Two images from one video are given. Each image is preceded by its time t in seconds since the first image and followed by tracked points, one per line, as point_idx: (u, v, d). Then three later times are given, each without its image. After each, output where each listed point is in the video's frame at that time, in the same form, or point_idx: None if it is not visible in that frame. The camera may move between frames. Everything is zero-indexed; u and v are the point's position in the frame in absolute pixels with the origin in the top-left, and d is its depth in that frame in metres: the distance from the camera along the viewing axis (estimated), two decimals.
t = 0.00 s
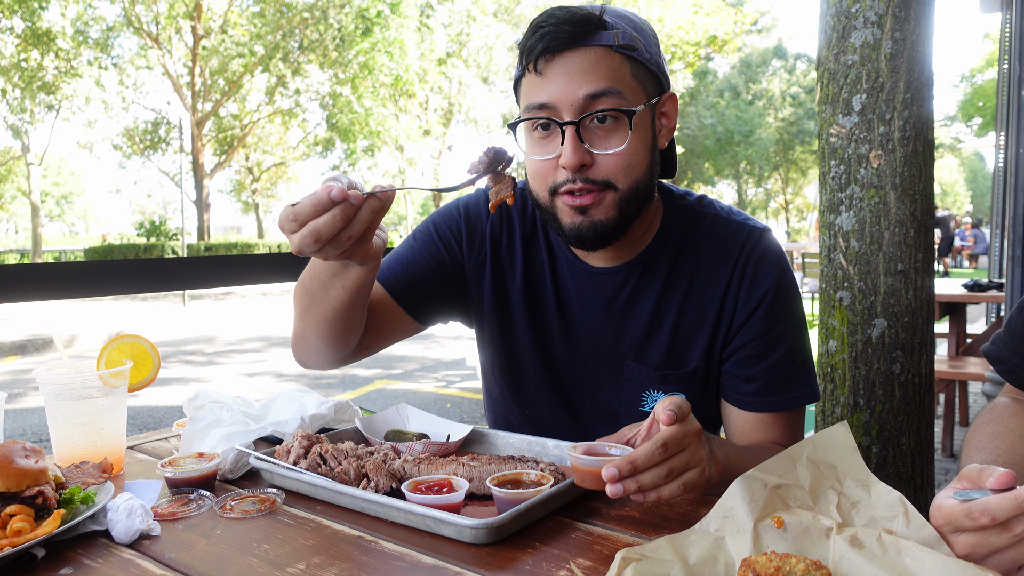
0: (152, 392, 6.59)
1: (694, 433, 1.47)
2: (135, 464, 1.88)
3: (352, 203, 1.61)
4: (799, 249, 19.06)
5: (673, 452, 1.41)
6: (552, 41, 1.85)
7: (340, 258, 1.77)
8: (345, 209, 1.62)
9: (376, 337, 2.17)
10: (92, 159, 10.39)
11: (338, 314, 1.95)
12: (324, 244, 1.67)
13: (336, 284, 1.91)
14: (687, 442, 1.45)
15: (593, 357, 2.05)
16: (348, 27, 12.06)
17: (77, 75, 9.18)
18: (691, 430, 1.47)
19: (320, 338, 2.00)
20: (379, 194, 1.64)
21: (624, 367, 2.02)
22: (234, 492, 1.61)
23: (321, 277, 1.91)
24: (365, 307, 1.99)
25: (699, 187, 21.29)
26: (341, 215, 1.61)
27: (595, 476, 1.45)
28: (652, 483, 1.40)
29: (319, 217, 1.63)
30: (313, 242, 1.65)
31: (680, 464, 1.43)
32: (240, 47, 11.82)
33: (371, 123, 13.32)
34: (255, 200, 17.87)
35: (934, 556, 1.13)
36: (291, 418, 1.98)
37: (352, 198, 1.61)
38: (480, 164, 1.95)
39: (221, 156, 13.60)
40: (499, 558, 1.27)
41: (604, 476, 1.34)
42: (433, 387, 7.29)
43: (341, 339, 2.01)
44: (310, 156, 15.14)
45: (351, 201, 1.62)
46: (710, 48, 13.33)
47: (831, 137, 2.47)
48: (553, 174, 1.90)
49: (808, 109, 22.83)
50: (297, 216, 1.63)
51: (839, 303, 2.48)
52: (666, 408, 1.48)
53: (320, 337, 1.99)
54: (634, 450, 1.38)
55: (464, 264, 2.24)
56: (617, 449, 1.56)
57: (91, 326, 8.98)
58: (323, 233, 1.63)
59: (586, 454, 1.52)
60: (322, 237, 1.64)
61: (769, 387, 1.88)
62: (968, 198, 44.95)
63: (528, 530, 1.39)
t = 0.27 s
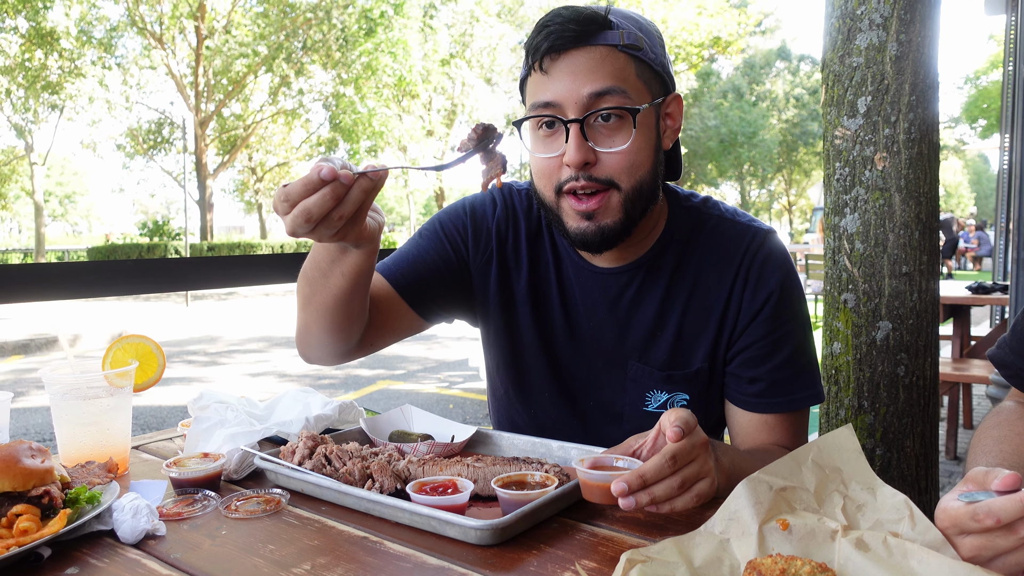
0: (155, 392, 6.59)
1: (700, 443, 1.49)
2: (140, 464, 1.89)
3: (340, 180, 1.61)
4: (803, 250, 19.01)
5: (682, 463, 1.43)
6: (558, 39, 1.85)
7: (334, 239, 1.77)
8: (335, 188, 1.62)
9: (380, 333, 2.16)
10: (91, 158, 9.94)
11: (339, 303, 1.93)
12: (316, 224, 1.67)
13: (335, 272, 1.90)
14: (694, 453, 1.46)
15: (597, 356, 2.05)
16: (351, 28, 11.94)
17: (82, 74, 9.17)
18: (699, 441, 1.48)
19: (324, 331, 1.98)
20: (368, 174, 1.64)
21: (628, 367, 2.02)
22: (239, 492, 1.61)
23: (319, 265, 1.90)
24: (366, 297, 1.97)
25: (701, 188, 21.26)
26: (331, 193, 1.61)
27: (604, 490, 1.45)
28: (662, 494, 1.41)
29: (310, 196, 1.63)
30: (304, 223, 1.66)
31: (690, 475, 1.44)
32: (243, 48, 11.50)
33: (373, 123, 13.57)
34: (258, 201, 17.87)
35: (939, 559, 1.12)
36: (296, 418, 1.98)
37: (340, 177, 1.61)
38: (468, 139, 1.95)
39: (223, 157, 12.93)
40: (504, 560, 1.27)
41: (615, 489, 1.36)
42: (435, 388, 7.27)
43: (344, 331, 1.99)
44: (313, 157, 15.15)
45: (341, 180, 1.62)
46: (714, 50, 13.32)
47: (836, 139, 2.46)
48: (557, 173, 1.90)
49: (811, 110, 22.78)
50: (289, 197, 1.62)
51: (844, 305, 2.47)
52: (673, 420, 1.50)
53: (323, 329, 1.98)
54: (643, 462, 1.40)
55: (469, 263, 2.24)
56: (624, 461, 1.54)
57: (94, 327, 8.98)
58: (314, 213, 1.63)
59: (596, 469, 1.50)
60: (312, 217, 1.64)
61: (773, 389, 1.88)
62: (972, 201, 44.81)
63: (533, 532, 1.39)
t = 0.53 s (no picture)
0: (152, 391, 6.60)
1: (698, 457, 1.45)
2: (138, 462, 1.89)
3: (335, 170, 1.59)
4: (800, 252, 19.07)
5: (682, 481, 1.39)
6: (558, 39, 1.85)
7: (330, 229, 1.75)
8: (330, 177, 1.59)
9: (380, 329, 2.16)
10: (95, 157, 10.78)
11: (337, 296, 1.93)
12: (312, 214, 1.65)
13: (333, 264, 1.89)
14: (693, 468, 1.42)
15: (595, 356, 2.05)
16: (351, 27, 11.93)
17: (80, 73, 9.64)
18: (697, 455, 1.44)
19: (324, 326, 1.98)
20: (362, 164, 1.61)
21: (626, 367, 2.02)
22: (237, 491, 1.62)
23: (318, 257, 1.89)
24: (364, 289, 1.97)
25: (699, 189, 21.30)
26: (326, 183, 1.59)
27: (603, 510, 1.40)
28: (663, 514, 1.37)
29: (305, 185, 1.61)
30: (300, 212, 1.64)
31: (689, 491, 1.40)
32: (243, 47, 11.90)
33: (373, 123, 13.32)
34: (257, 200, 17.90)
35: (932, 560, 1.13)
36: (294, 418, 1.98)
37: (334, 166, 1.59)
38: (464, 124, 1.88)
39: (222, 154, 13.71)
40: (500, 560, 1.28)
41: (614, 512, 1.31)
42: (433, 388, 7.28)
43: (344, 325, 1.99)
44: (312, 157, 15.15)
45: (336, 170, 1.59)
46: (713, 51, 13.34)
47: (834, 141, 2.47)
48: (556, 171, 1.90)
49: (810, 112, 22.84)
50: (283, 186, 1.60)
51: (840, 307, 2.48)
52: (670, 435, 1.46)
53: (322, 324, 1.97)
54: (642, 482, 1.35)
55: (469, 261, 2.25)
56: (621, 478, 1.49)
57: (91, 325, 9.00)
58: (310, 202, 1.61)
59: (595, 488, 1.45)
60: (307, 205, 1.62)
61: (771, 390, 1.88)
62: (971, 203, 44.88)
63: (529, 532, 1.39)
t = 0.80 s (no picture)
0: (150, 394, 6.61)
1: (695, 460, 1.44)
2: (135, 466, 1.89)
3: (320, 164, 1.59)
4: (798, 253, 19.05)
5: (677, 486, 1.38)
6: (550, 45, 1.87)
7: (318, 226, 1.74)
8: (316, 172, 1.59)
9: (378, 332, 2.16)
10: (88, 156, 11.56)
11: (331, 296, 1.93)
12: (299, 209, 1.65)
13: (326, 263, 1.89)
14: (689, 472, 1.42)
15: (592, 356, 2.06)
16: (348, 29, 12.19)
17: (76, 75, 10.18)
18: (694, 458, 1.43)
19: (320, 327, 1.97)
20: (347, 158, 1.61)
21: (623, 367, 2.03)
22: (234, 494, 1.62)
23: (311, 257, 1.89)
24: (358, 288, 1.97)
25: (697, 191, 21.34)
26: (312, 177, 1.59)
27: (601, 514, 1.40)
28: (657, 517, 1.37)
29: (292, 181, 1.61)
30: (288, 208, 1.64)
31: (684, 494, 1.40)
32: (240, 50, 12.03)
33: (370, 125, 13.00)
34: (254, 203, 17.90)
35: (928, 559, 1.14)
36: (292, 420, 1.98)
37: (319, 161, 1.59)
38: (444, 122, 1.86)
39: (220, 158, 13.68)
40: (497, 562, 1.28)
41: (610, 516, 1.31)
42: (430, 391, 7.27)
43: (340, 324, 1.98)
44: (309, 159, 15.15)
45: (322, 165, 1.60)
46: (709, 53, 13.36)
47: (829, 143, 2.48)
48: (550, 176, 1.91)
49: (807, 114, 22.85)
50: (271, 182, 1.60)
51: (837, 308, 2.49)
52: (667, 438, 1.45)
53: (318, 324, 1.97)
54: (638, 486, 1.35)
55: (466, 262, 2.25)
56: (619, 480, 1.50)
57: (88, 328, 9.00)
58: (297, 197, 1.61)
59: (592, 491, 1.45)
60: (294, 201, 1.62)
61: (768, 390, 1.89)
62: (969, 205, 44.96)
63: (527, 533, 1.40)
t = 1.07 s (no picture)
0: (150, 395, 6.61)
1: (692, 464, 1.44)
2: (135, 466, 1.89)
3: (314, 152, 1.58)
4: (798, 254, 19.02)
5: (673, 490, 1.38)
6: (549, 42, 1.86)
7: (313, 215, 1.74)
8: (313, 160, 1.59)
9: (376, 330, 2.16)
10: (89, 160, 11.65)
11: (329, 290, 1.93)
12: (297, 196, 1.64)
13: (324, 256, 1.90)
14: (687, 475, 1.42)
15: (591, 355, 2.06)
16: (348, 31, 12.21)
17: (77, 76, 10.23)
18: (691, 461, 1.44)
19: (319, 321, 1.98)
20: (342, 147, 1.61)
21: (622, 367, 2.03)
22: (233, 494, 1.62)
23: (310, 250, 1.90)
24: (357, 283, 1.97)
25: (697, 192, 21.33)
26: (308, 165, 1.59)
27: (598, 518, 1.39)
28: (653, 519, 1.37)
29: (290, 170, 1.60)
30: (286, 196, 1.63)
31: (681, 497, 1.41)
32: (241, 51, 12.05)
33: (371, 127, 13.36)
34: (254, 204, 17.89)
35: (924, 560, 1.14)
36: (291, 421, 1.99)
37: (313, 148, 1.58)
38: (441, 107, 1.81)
39: (220, 159, 13.67)
40: (495, 562, 1.28)
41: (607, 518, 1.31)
42: (430, 392, 7.27)
43: (339, 319, 1.98)
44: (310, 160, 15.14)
45: (318, 153, 1.59)
46: (710, 54, 13.34)
47: (828, 144, 2.49)
48: (548, 173, 1.91)
49: (808, 114, 22.81)
50: (268, 169, 1.59)
51: (836, 309, 2.49)
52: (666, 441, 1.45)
53: (318, 319, 1.97)
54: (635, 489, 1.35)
55: (465, 262, 2.26)
56: (617, 483, 1.49)
57: (88, 329, 9.00)
58: (293, 184, 1.60)
59: (589, 495, 1.44)
60: (290, 188, 1.60)
61: (766, 389, 1.89)
62: (970, 206, 44.93)
63: (525, 533, 1.40)
